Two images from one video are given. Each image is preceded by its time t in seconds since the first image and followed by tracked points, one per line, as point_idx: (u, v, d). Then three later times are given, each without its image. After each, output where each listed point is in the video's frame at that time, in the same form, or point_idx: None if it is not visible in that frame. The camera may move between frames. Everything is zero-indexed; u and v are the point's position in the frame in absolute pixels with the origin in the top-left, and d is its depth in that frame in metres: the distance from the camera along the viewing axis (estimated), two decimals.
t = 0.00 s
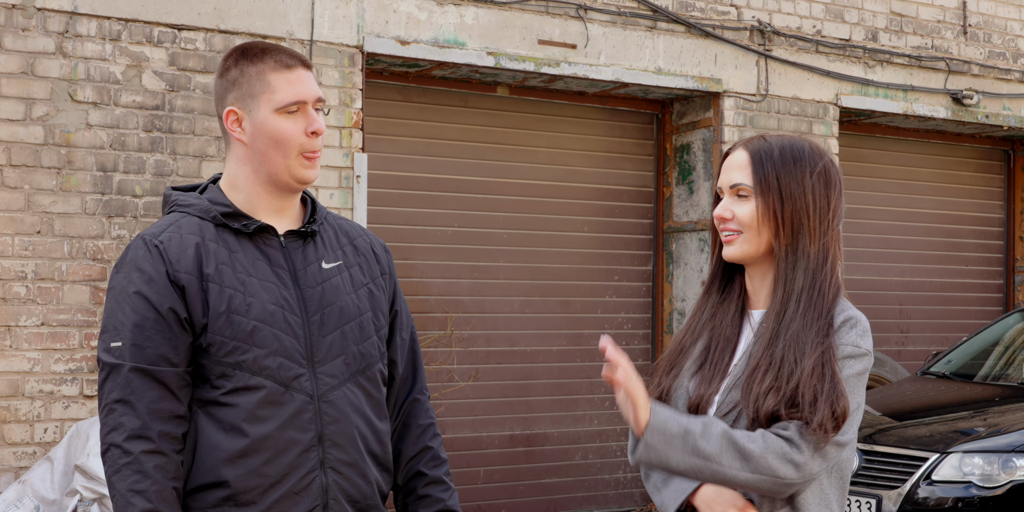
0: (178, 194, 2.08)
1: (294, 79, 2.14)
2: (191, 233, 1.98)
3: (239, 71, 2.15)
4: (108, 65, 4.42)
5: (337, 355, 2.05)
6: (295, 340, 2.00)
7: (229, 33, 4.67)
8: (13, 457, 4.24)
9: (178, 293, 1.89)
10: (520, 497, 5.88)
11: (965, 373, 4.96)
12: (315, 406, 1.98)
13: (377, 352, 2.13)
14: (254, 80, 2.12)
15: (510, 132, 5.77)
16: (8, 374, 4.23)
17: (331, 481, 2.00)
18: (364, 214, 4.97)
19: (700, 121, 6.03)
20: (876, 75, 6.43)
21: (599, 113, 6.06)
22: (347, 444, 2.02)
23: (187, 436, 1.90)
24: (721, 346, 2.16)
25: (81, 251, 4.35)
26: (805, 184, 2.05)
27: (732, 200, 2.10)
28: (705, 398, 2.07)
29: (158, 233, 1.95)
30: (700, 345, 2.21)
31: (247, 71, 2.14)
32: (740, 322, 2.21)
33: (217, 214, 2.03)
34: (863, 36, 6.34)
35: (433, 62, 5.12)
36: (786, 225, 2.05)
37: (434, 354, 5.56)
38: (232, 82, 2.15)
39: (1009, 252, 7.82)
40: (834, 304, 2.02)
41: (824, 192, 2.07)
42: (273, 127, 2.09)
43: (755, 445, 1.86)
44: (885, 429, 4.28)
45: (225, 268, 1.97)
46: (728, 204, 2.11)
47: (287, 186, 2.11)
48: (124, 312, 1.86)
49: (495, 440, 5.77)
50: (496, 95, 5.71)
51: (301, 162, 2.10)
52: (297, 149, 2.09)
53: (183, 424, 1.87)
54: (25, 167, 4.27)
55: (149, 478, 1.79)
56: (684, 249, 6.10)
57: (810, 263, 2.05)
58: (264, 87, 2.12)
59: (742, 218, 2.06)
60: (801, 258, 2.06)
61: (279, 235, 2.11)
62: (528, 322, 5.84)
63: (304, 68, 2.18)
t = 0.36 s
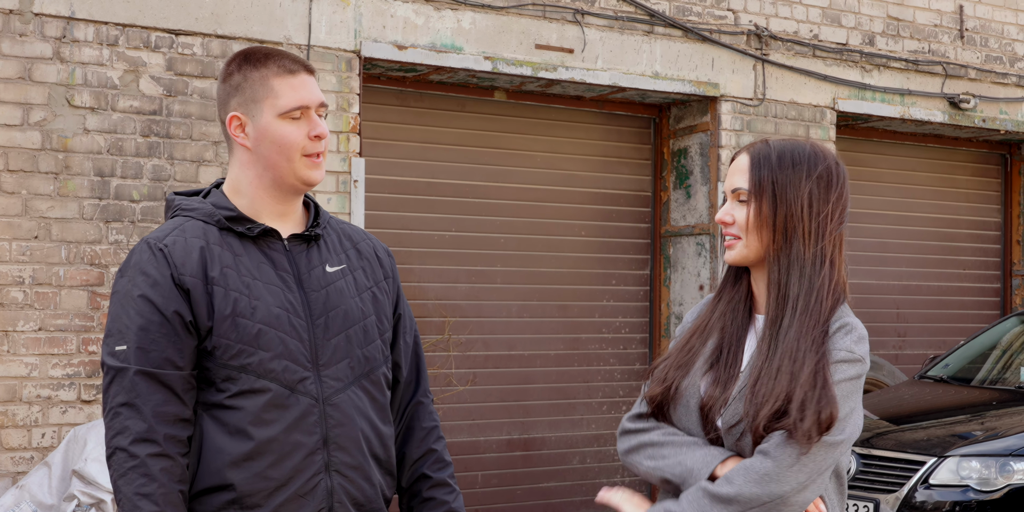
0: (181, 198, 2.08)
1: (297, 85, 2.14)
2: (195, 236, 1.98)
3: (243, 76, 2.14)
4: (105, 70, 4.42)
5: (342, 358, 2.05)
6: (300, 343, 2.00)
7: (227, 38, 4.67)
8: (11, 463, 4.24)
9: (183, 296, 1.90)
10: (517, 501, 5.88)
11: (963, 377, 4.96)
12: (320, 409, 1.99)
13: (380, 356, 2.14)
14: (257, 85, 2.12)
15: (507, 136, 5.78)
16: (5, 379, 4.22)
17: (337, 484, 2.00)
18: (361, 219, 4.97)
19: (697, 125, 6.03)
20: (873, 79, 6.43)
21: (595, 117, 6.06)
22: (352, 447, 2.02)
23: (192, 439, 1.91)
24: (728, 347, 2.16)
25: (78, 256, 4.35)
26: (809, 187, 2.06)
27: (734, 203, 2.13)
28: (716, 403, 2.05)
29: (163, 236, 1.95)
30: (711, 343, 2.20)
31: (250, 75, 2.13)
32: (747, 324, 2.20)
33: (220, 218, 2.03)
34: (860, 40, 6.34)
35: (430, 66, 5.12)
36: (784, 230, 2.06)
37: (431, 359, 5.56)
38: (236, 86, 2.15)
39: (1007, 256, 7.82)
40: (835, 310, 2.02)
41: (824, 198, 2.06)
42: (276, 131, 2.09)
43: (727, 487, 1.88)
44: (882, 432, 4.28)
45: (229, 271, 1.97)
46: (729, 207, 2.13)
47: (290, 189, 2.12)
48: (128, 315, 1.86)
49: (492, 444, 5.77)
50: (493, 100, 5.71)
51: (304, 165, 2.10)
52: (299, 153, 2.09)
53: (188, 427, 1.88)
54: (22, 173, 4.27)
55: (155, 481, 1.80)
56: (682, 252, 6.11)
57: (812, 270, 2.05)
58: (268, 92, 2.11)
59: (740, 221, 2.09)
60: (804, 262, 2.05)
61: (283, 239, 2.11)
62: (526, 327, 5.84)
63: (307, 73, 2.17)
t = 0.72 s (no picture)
0: (189, 199, 2.08)
1: (301, 85, 2.13)
2: (203, 238, 1.98)
3: (247, 77, 2.15)
4: (110, 70, 4.43)
5: (350, 357, 2.05)
6: (308, 343, 2.00)
7: (232, 39, 4.67)
8: (17, 463, 4.25)
9: (191, 298, 1.90)
10: (522, 501, 5.88)
11: (967, 377, 4.96)
12: (329, 408, 1.99)
13: (389, 355, 2.14)
14: (262, 87, 2.12)
15: (511, 136, 5.78)
16: (11, 380, 4.23)
17: (346, 484, 2.00)
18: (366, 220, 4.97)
19: (701, 125, 6.02)
20: (877, 79, 6.43)
21: (600, 117, 6.06)
22: (361, 446, 2.02)
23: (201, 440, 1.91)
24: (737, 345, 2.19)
25: (83, 257, 4.36)
26: (817, 191, 2.06)
27: (742, 208, 2.13)
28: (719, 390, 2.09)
29: (170, 238, 1.95)
30: (717, 335, 2.22)
31: (255, 76, 2.14)
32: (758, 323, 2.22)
33: (228, 219, 2.03)
34: (865, 40, 6.34)
35: (434, 66, 5.13)
36: (793, 235, 2.07)
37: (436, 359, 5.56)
38: (242, 88, 2.15)
39: (1011, 255, 7.81)
40: (848, 319, 2.03)
41: (835, 204, 2.06)
42: (281, 132, 2.09)
43: (729, 484, 1.93)
44: (887, 432, 4.28)
45: (237, 272, 1.97)
46: (737, 212, 2.13)
47: (297, 187, 2.12)
48: (136, 317, 1.86)
49: (497, 444, 5.77)
50: (497, 100, 5.72)
51: (312, 163, 2.10)
52: (306, 152, 2.09)
53: (197, 428, 1.88)
54: (28, 173, 4.28)
55: (163, 483, 1.80)
56: (686, 252, 6.11)
57: (823, 277, 2.05)
58: (273, 93, 2.11)
59: (746, 227, 2.11)
60: (813, 268, 2.06)
61: (291, 238, 2.11)
62: (531, 326, 5.84)
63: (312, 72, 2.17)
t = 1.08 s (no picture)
0: (191, 192, 2.08)
1: (301, 77, 2.13)
2: (204, 231, 1.98)
3: (247, 70, 2.15)
4: (111, 63, 4.42)
5: (352, 349, 2.05)
6: (309, 335, 2.00)
7: (232, 31, 4.67)
8: (18, 456, 4.25)
9: (192, 291, 1.90)
10: (523, 494, 5.89)
11: (969, 369, 4.96)
12: (331, 400, 1.99)
13: (391, 347, 2.13)
14: (261, 79, 2.12)
15: (512, 129, 5.77)
16: (12, 373, 4.23)
17: (348, 476, 2.00)
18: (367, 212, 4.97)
19: (702, 118, 6.02)
20: (878, 72, 6.42)
21: (601, 109, 6.06)
22: (363, 438, 2.02)
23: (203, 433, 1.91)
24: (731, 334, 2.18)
25: (84, 250, 4.36)
26: (806, 177, 2.06)
27: (733, 195, 2.15)
28: (709, 383, 2.08)
29: (171, 231, 1.95)
30: (711, 325, 2.22)
31: (254, 69, 2.13)
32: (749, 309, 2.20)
33: (229, 212, 2.03)
34: (866, 33, 6.33)
35: (435, 59, 5.13)
36: (785, 222, 2.06)
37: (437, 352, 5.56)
38: (241, 81, 2.15)
39: (1013, 248, 7.81)
40: (843, 303, 2.01)
41: (826, 187, 2.06)
42: (282, 124, 2.09)
43: (733, 476, 1.95)
44: (888, 425, 4.28)
45: (238, 265, 1.97)
46: (729, 198, 2.15)
47: (299, 179, 2.11)
48: (138, 311, 1.86)
49: (498, 437, 5.77)
50: (498, 93, 5.72)
51: (313, 156, 2.10)
52: (308, 145, 2.08)
53: (199, 420, 1.88)
54: (28, 166, 4.28)
55: (166, 475, 1.80)
56: (687, 245, 6.11)
57: (817, 261, 2.04)
58: (272, 86, 2.11)
59: (738, 212, 2.12)
60: (804, 252, 2.05)
61: (292, 230, 2.10)
62: (532, 319, 5.85)
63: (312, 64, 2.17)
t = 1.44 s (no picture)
0: (188, 187, 2.08)
1: (297, 72, 2.12)
2: (199, 226, 1.97)
3: (243, 65, 2.14)
4: (109, 59, 4.42)
5: (347, 345, 2.05)
6: (304, 331, 1.99)
7: (231, 27, 4.67)
8: (16, 452, 4.25)
9: (186, 286, 1.90)
10: (522, 490, 5.89)
11: (968, 365, 4.96)
12: (325, 396, 1.98)
13: (387, 343, 2.13)
14: (256, 74, 2.11)
15: (511, 125, 5.77)
16: (11, 369, 4.23)
17: (342, 472, 2.00)
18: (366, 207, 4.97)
19: (702, 114, 6.03)
20: (877, 67, 6.42)
21: (600, 105, 6.06)
22: (357, 434, 2.02)
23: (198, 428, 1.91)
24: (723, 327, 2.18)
25: (83, 246, 4.36)
26: (800, 171, 2.06)
27: (724, 187, 2.14)
28: (703, 376, 2.06)
29: (166, 226, 1.95)
30: (701, 319, 2.23)
31: (250, 64, 2.13)
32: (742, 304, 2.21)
33: (225, 208, 2.03)
34: (865, 28, 6.33)
35: (434, 55, 5.12)
36: (782, 215, 2.06)
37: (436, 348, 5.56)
38: (237, 77, 2.15)
39: (1012, 245, 7.81)
40: (840, 299, 2.01)
41: (820, 182, 2.06)
42: (277, 120, 2.08)
43: (732, 480, 1.93)
44: (887, 421, 4.28)
45: (233, 261, 1.97)
46: (720, 191, 2.14)
47: (293, 175, 2.11)
48: (133, 306, 1.86)
49: (497, 433, 5.77)
50: (497, 89, 5.71)
51: (308, 152, 2.09)
52: (302, 141, 2.08)
53: (193, 416, 1.88)
54: (27, 162, 4.27)
55: (159, 471, 1.80)
56: (686, 242, 6.11)
57: (814, 256, 2.04)
58: (267, 81, 2.11)
59: (728, 206, 2.12)
60: (800, 246, 2.05)
61: (289, 227, 2.10)
62: (531, 315, 5.85)
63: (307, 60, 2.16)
